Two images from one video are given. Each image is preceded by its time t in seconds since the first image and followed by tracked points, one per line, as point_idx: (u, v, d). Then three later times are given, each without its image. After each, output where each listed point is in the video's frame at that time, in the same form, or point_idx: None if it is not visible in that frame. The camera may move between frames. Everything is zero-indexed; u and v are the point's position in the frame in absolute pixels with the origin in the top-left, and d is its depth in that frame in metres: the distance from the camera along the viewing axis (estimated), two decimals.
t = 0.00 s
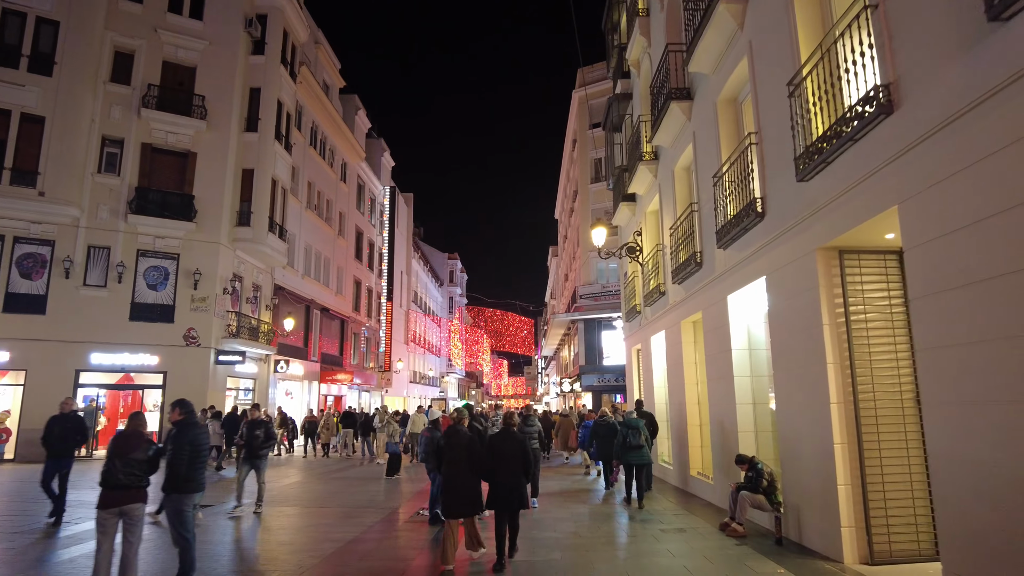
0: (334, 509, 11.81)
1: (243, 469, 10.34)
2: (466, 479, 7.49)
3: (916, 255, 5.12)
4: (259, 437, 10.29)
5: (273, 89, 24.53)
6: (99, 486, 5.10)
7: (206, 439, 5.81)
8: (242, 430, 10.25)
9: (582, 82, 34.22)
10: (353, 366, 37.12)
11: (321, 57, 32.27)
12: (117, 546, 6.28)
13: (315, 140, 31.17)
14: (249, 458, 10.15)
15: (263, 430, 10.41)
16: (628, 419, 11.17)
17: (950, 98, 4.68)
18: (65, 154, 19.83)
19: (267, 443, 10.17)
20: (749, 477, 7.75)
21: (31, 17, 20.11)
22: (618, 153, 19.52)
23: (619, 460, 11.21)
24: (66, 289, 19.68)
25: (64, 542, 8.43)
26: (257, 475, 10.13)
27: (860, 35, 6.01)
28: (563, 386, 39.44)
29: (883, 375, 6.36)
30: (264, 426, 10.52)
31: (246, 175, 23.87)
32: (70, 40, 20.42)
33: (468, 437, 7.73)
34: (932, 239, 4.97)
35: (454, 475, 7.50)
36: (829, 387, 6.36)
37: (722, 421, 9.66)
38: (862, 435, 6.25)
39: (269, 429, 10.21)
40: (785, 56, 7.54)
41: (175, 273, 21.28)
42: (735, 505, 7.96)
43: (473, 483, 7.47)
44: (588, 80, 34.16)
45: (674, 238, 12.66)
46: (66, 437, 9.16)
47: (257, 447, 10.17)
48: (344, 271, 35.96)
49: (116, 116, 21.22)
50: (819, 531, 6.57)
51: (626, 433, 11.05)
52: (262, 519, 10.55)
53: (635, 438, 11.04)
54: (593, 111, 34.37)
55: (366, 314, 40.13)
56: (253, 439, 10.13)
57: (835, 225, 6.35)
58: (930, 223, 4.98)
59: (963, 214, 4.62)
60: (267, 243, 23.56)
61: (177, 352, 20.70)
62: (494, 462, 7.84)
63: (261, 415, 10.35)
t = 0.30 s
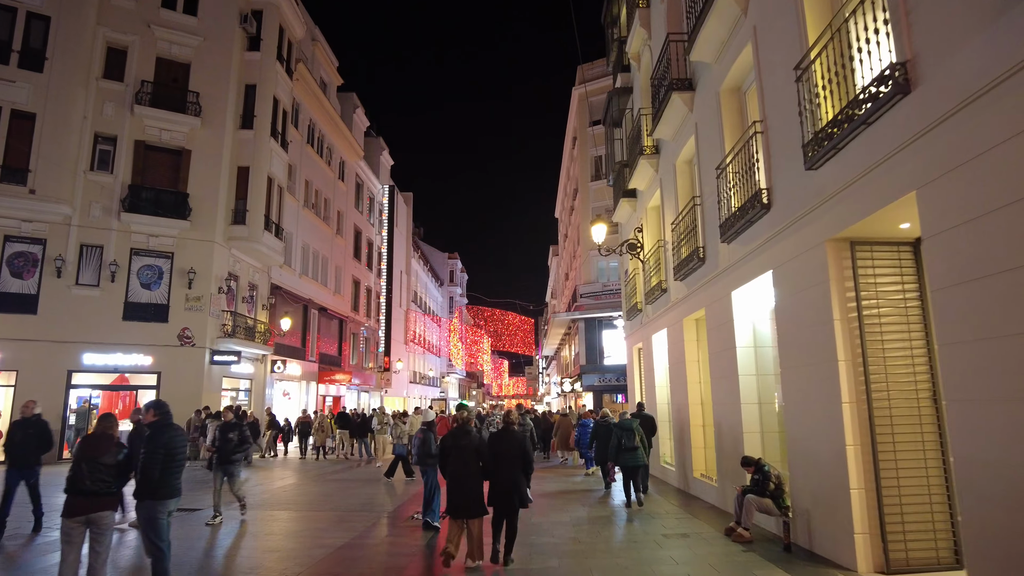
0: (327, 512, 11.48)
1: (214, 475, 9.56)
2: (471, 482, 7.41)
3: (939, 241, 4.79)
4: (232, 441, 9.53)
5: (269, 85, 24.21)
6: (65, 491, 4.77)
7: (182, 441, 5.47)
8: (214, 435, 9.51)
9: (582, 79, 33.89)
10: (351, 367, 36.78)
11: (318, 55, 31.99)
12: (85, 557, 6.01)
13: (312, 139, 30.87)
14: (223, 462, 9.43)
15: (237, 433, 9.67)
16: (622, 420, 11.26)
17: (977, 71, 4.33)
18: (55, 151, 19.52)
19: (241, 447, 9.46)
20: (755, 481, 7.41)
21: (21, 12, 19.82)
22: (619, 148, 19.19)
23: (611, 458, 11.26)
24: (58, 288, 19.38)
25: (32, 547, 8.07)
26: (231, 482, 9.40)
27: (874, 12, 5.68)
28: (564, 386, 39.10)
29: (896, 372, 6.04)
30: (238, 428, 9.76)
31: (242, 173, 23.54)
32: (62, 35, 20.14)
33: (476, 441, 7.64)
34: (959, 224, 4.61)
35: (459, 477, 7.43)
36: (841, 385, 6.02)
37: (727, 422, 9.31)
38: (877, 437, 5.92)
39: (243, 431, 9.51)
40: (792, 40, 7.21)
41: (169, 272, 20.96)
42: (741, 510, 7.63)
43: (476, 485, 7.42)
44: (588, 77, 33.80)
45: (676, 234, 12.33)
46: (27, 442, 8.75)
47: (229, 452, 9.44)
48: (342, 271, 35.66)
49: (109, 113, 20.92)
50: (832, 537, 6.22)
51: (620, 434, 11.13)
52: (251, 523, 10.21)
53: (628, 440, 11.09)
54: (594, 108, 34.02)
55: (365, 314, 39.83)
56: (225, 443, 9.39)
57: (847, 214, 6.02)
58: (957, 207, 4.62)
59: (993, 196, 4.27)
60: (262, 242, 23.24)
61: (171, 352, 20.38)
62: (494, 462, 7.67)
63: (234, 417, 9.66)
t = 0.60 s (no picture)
0: (330, 513, 11.21)
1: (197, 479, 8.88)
2: (482, 484, 7.14)
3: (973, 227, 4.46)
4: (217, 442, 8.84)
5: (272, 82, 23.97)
6: (44, 493, 4.51)
7: (169, 440, 5.15)
8: (198, 434, 8.87)
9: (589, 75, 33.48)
10: (357, 366, 36.54)
11: (324, 51, 31.77)
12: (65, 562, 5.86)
13: (317, 136, 30.66)
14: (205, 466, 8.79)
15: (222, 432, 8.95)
16: (629, 420, 10.96)
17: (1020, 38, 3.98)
18: (57, 148, 19.36)
19: (227, 449, 8.84)
20: (773, 483, 7.09)
21: (24, 9, 19.70)
22: (627, 142, 18.82)
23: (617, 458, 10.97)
24: (61, 286, 19.24)
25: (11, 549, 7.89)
26: (213, 487, 8.77)
27: None
28: (571, 386, 38.72)
29: (925, 368, 5.70)
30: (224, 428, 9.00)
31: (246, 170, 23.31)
32: (64, 32, 20.00)
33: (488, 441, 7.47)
34: (1000, 206, 4.25)
35: (470, 480, 7.16)
36: (867, 383, 5.69)
37: (742, 421, 8.97)
38: (905, 438, 5.59)
39: (229, 433, 8.90)
40: (811, 19, 6.86)
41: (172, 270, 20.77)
42: (757, 513, 7.31)
43: (487, 489, 7.18)
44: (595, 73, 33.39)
45: (687, 228, 11.99)
46: None
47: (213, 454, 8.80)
48: (348, 270, 35.44)
49: (112, 110, 20.76)
50: (856, 542, 5.88)
51: (626, 435, 10.85)
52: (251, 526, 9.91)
53: (636, 440, 10.77)
54: (601, 104, 33.59)
55: (371, 313, 39.58)
56: (209, 444, 8.76)
57: (871, 201, 5.68)
58: (1000, 187, 4.25)
59: None
60: (266, 240, 23.01)
61: (175, 351, 20.19)
62: (504, 466, 7.50)
63: (220, 417, 8.99)
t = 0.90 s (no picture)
0: (337, 517, 10.94)
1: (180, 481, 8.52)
2: (493, 483, 6.91)
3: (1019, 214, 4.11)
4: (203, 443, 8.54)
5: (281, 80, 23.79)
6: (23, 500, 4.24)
7: (160, 444, 4.90)
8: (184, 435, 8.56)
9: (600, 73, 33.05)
10: (367, 366, 36.37)
11: (333, 50, 31.62)
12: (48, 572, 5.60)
13: (326, 135, 30.51)
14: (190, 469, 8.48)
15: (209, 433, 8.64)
16: (640, 420, 10.62)
17: None
18: (65, 147, 19.29)
19: (214, 451, 8.54)
20: (796, 488, 6.75)
21: (32, 7, 19.66)
22: (640, 138, 18.44)
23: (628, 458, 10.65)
24: (69, 285, 19.16)
25: None
26: (200, 490, 8.49)
27: None
28: (582, 387, 38.30)
29: (962, 367, 5.33)
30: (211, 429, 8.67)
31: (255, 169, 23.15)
32: (73, 30, 19.94)
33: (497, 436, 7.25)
34: None
35: (482, 480, 6.92)
36: (899, 384, 5.32)
37: (762, 424, 8.59)
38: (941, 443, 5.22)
39: (217, 434, 8.60)
40: None
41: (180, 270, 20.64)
42: (779, 520, 6.96)
43: (499, 488, 6.94)
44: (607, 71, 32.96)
45: (702, 224, 11.62)
46: None
47: (200, 455, 8.52)
48: (358, 270, 35.26)
49: (120, 109, 20.67)
50: (888, 553, 5.51)
51: (636, 433, 10.54)
52: (253, 529, 9.65)
53: (646, 440, 10.45)
54: (613, 102, 33.15)
55: (381, 314, 39.39)
56: (195, 446, 8.46)
57: (904, 189, 5.30)
58: None
59: None
60: (274, 239, 22.85)
61: (183, 351, 20.04)
62: (517, 464, 7.32)
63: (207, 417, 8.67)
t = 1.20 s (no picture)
0: (335, 517, 10.65)
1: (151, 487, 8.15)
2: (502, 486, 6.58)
3: None
4: (173, 446, 8.22)
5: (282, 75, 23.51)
6: None
7: (133, 442, 4.59)
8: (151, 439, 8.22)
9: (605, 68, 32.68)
10: (371, 365, 36.12)
11: (335, 46, 31.38)
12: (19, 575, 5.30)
13: (328, 132, 30.26)
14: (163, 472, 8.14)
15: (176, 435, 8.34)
16: (642, 417, 10.26)
17: None
18: (63, 143, 19.08)
19: (185, 452, 8.25)
20: (810, 488, 6.42)
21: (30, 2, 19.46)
22: (645, 131, 18.10)
23: (630, 458, 10.30)
24: (67, 283, 18.96)
25: None
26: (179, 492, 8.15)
27: None
28: (587, 385, 37.94)
29: (990, 359, 4.98)
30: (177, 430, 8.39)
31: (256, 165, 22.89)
32: (71, 25, 19.74)
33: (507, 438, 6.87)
34: None
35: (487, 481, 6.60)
36: (924, 378, 4.97)
37: (773, 421, 8.25)
38: (970, 440, 4.87)
39: (188, 434, 8.31)
40: None
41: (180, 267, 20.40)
42: (792, 522, 6.62)
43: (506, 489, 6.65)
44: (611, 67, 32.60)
45: (710, 215, 11.28)
46: None
47: (170, 457, 8.18)
48: (361, 268, 35.01)
49: (119, 104, 20.45)
50: (911, 557, 5.16)
51: (637, 433, 10.20)
52: (246, 531, 9.34)
53: (647, 438, 10.10)
54: (617, 98, 32.78)
55: (385, 312, 39.12)
56: (164, 448, 8.13)
57: (928, 169, 4.94)
58: None
59: None
60: (276, 236, 22.59)
61: (182, 348, 19.80)
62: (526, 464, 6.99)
63: (175, 417, 8.37)
